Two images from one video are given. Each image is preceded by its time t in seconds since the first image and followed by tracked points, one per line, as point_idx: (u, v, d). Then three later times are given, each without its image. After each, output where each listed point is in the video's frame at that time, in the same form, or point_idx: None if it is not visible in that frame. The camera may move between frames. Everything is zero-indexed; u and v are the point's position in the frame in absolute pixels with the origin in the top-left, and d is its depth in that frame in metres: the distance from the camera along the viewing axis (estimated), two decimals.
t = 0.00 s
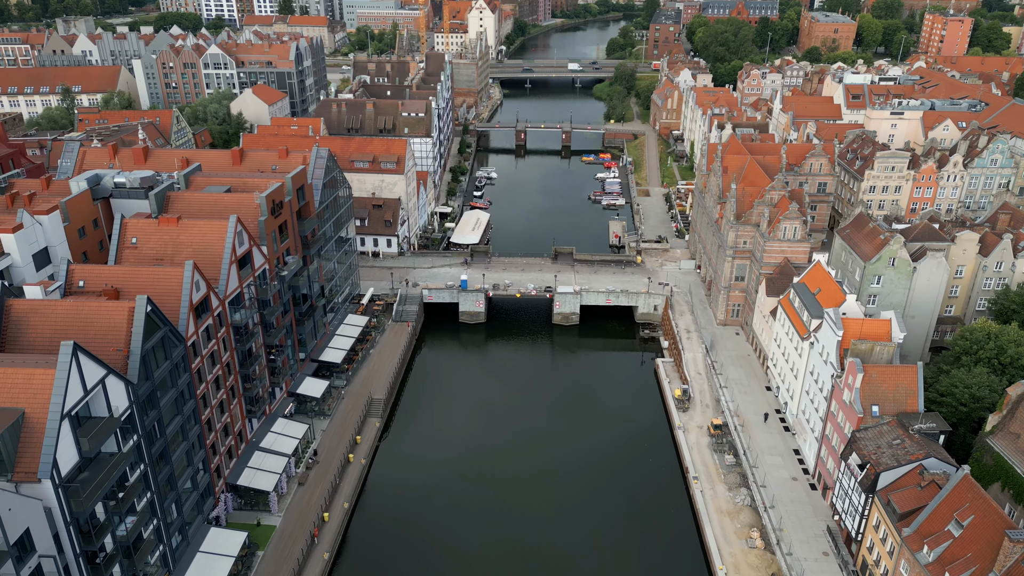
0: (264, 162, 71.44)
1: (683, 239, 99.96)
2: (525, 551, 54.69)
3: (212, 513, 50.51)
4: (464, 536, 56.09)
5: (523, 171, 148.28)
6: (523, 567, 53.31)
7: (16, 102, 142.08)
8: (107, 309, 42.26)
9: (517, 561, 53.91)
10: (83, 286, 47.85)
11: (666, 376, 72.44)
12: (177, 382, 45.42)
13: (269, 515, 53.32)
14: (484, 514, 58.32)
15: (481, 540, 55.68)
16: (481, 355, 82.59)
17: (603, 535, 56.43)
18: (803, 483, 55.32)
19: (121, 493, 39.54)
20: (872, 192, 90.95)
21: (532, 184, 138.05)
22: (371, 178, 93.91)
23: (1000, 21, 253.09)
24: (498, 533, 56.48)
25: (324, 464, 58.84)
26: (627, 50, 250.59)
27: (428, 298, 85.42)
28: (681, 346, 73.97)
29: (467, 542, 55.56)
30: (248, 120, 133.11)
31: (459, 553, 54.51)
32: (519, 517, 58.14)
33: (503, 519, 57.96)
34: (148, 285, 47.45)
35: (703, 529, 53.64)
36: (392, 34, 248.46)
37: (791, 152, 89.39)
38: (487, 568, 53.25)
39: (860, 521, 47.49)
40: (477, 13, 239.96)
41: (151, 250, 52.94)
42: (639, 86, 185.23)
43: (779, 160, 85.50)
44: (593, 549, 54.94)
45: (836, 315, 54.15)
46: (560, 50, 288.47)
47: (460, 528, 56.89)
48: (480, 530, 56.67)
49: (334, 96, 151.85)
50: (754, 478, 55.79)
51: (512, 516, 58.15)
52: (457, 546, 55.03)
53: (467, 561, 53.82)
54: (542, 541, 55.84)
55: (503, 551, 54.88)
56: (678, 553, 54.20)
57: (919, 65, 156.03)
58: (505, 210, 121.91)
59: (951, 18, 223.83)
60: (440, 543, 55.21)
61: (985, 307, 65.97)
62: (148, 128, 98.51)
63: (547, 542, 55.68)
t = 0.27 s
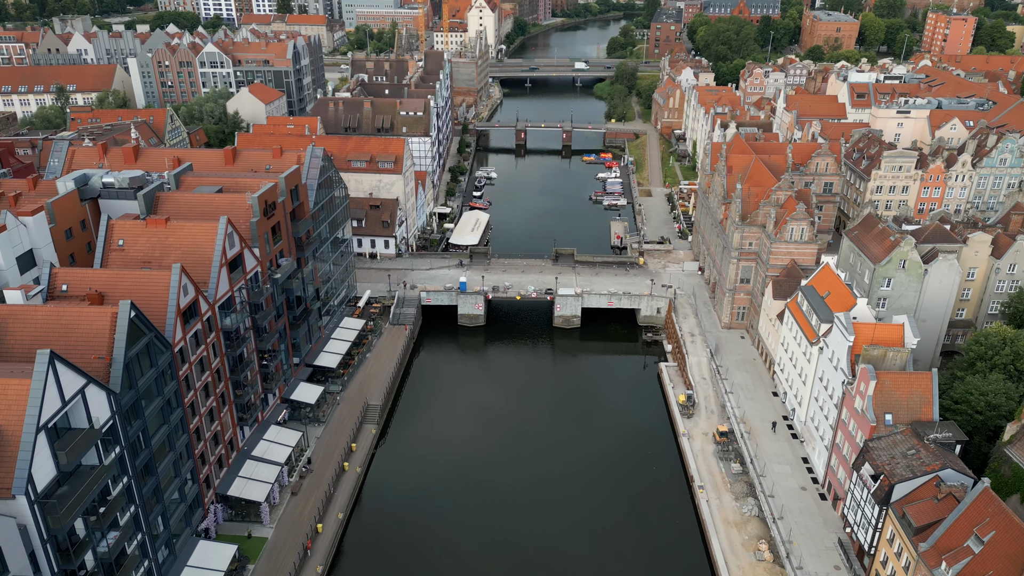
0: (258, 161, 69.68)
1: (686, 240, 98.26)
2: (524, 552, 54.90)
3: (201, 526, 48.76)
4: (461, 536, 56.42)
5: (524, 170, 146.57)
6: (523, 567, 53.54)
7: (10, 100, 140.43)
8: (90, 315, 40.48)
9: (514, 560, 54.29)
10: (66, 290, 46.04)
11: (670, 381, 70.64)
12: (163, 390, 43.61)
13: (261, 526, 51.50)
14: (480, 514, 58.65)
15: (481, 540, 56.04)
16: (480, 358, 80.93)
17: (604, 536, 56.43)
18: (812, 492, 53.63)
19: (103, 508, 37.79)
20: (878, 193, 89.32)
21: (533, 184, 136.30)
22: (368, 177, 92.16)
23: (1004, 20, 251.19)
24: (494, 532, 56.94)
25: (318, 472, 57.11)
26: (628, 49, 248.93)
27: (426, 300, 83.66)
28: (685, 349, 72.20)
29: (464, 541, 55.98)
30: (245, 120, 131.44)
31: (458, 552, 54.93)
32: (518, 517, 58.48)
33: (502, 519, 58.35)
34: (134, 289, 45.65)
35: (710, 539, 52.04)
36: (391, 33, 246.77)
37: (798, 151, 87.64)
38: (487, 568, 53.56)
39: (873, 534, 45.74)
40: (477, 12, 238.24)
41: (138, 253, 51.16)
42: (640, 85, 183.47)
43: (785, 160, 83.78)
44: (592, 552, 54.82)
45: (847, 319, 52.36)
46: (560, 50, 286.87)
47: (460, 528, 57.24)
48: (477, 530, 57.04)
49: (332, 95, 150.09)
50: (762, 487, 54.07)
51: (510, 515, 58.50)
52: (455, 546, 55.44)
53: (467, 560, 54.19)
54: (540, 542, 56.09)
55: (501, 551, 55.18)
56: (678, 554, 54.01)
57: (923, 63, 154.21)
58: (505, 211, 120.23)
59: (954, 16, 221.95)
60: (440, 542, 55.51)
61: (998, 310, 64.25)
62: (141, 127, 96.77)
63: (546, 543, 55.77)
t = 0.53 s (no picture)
0: (251, 161, 67.89)
1: (690, 242, 96.53)
2: (524, 554, 53.95)
3: (190, 539, 46.99)
4: (460, 535, 55.53)
5: (524, 170, 144.87)
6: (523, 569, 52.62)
7: (4, 99, 138.70)
8: (72, 321, 38.82)
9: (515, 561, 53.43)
10: (49, 295, 44.29)
11: (674, 386, 68.89)
12: (149, 399, 41.84)
13: (252, 539, 49.74)
14: (479, 514, 57.69)
15: (480, 539, 55.17)
16: (480, 362, 79.22)
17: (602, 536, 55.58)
18: (823, 503, 51.89)
19: (84, 524, 36.02)
20: (885, 193, 87.65)
21: (533, 184, 134.58)
22: (366, 177, 90.39)
23: (1007, 19, 249.37)
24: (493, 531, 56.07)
25: (312, 481, 55.40)
26: (629, 48, 247.19)
27: (424, 303, 81.88)
28: (689, 354, 70.45)
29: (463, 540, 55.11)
30: (241, 119, 129.69)
31: (458, 551, 54.09)
32: (518, 516, 57.55)
33: (501, 518, 57.36)
34: (119, 293, 43.92)
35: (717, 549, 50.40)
36: (390, 32, 244.98)
37: (804, 151, 85.90)
38: (487, 568, 52.71)
39: (888, 548, 43.94)
40: (477, 11, 236.48)
41: (125, 256, 49.40)
42: (641, 84, 181.73)
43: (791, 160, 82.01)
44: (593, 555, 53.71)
45: (859, 324, 50.64)
46: (560, 49, 285.31)
47: (459, 527, 56.31)
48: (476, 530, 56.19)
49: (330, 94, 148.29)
50: (771, 497, 52.33)
51: (510, 515, 57.56)
52: (455, 545, 54.59)
53: (466, 560, 53.37)
54: (539, 541, 55.15)
55: (501, 551, 54.29)
56: (679, 554, 53.22)
57: (928, 62, 152.45)
58: (505, 211, 118.53)
59: (957, 15, 220.14)
60: (439, 542, 54.62)
61: (1012, 314, 62.52)
62: (134, 126, 94.99)
63: (547, 542, 54.86)
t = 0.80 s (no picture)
0: (245, 160, 66.07)
1: (693, 243, 94.82)
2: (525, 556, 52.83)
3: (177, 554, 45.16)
4: (459, 536, 54.54)
5: (524, 170, 143.16)
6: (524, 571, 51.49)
7: None
8: (52, 328, 37.03)
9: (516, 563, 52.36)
10: (30, 300, 42.35)
11: (678, 392, 67.13)
12: (134, 410, 40.01)
13: (242, 553, 47.94)
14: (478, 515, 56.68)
15: (479, 539, 54.25)
16: (480, 366, 77.52)
17: (600, 539, 54.44)
18: (834, 515, 50.10)
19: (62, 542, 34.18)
20: (893, 193, 85.98)
21: (533, 185, 132.85)
22: (363, 177, 88.61)
23: (1011, 18, 247.62)
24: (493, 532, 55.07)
25: (306, 491, 53.71)
26: (630, 47, 245.45)
27: (422, 306, 80.08)
28: (694, 358, 68.67)
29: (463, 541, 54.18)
30: (238, 119, 127.97)
31: (458, 551, 53.12)
32: (517, 518, 56.47)
33: (500, 519, 56.32)
34: (104, 298, 42.06)
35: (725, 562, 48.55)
36: (389, 31, 243.24)
37: (810, 150, 84.20)
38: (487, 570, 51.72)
39: (904, 563, 42.12)
40: (476, 9, 234.75)
41: (111, 259, 47.54)
42: (643, 83, 180.02)
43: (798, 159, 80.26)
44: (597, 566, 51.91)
45: (872, 330, 48.84)
46: (560, 48, 283.67)
47: (457, 528, 55.28)
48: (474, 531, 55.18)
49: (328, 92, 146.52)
50: (781, 508, 50.52)
51: (509, 516, 56.51)
52: (455, 545, 53.61)
53: (466, 560, 52.40)
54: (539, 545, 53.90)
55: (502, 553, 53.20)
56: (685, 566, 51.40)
57: (933, 60, 150.72)
58: (505, 211, 116.84)
59: (961, 14, 218.32)
60: (438, 544, 53.60)
61: None
62: (127, 125, 93.24)
63: (546, 543, 53.82)
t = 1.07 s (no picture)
0: (238, 159, 64.29)
1: (697, 244, 93.08)
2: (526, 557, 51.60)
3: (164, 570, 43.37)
4: (460, 535, 53.40)
5: (524, 170, 141.41)
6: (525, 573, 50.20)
7: None
8: (31, 335, 35.37)
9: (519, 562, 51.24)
10: (10, 304, 40.61)
11: (683, 398, 65.39)
12: (117, 421, 38.22)
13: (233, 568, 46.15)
14: (478, 514, 55.52)
15: (480, 539, 53.13)
16: (480, 370, 75.75)
17: (601, 539, 53.23)
18: (847, 527, 48.32)
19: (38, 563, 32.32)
20: (901, 193, 84.27)
21: (533, 185, 131.13)
22: (361, 177, 86.85)
23: (1014, 17, 245.83)
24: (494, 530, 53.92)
25: (300, 501, 51.97)
26: (630, 46, 243.65)
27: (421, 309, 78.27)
28: (699, 363, 66.89)
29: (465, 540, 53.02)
30: (233, 118, 126.08)
31: (459, 551, 51.97)
32: (518, 517, 55.29)
33: (501, 518, 55.13)
34: (87, 303, 40.31)
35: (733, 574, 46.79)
36: (389, 30, 241.43)
37: (817, 149, 82.43)
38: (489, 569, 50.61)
39: None
40: (476, 8, 232.95)
41: (96, 261, 45.77)
42: (644, 82, 178.26)
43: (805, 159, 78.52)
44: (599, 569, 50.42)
45: (887, 335, 47.04)
46: (561, 48, 281.86)
47: (458, 527, 54.08)
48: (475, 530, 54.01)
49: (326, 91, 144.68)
50: (791, 520, 48.73)
51: (510, 516, 55.33)
52: (456, 545, 52.44)
53: (467, 560, 51.30)
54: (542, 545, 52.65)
55: (504, 552, 52.06)
56: None
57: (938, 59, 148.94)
58: (505, 212, 115.11)
59: (964, 13, 216.48)
60: (439, 544, 52.45)
61: None
62: (119, 124, 91.41)
63: (546, 544, 52.57)
